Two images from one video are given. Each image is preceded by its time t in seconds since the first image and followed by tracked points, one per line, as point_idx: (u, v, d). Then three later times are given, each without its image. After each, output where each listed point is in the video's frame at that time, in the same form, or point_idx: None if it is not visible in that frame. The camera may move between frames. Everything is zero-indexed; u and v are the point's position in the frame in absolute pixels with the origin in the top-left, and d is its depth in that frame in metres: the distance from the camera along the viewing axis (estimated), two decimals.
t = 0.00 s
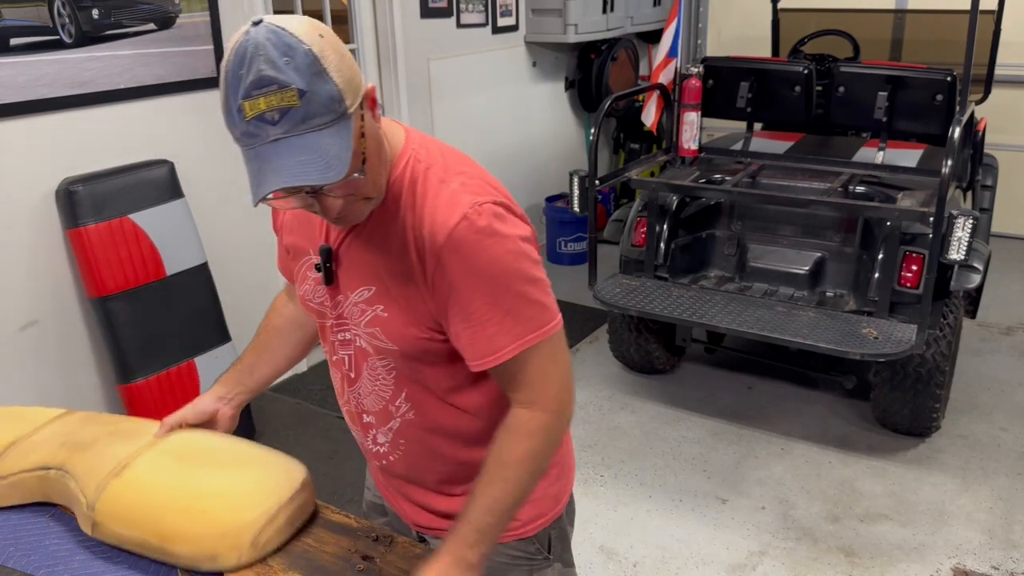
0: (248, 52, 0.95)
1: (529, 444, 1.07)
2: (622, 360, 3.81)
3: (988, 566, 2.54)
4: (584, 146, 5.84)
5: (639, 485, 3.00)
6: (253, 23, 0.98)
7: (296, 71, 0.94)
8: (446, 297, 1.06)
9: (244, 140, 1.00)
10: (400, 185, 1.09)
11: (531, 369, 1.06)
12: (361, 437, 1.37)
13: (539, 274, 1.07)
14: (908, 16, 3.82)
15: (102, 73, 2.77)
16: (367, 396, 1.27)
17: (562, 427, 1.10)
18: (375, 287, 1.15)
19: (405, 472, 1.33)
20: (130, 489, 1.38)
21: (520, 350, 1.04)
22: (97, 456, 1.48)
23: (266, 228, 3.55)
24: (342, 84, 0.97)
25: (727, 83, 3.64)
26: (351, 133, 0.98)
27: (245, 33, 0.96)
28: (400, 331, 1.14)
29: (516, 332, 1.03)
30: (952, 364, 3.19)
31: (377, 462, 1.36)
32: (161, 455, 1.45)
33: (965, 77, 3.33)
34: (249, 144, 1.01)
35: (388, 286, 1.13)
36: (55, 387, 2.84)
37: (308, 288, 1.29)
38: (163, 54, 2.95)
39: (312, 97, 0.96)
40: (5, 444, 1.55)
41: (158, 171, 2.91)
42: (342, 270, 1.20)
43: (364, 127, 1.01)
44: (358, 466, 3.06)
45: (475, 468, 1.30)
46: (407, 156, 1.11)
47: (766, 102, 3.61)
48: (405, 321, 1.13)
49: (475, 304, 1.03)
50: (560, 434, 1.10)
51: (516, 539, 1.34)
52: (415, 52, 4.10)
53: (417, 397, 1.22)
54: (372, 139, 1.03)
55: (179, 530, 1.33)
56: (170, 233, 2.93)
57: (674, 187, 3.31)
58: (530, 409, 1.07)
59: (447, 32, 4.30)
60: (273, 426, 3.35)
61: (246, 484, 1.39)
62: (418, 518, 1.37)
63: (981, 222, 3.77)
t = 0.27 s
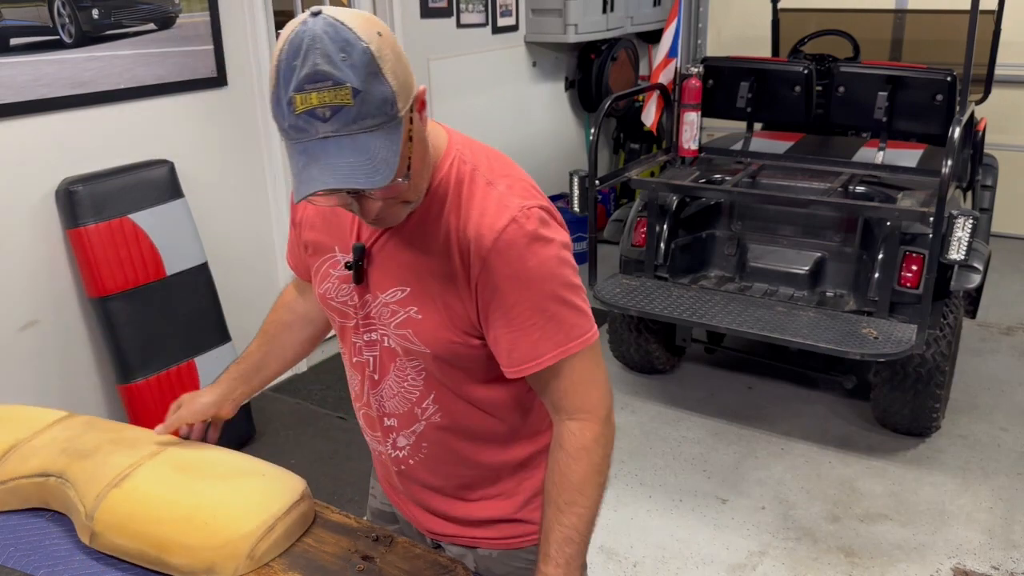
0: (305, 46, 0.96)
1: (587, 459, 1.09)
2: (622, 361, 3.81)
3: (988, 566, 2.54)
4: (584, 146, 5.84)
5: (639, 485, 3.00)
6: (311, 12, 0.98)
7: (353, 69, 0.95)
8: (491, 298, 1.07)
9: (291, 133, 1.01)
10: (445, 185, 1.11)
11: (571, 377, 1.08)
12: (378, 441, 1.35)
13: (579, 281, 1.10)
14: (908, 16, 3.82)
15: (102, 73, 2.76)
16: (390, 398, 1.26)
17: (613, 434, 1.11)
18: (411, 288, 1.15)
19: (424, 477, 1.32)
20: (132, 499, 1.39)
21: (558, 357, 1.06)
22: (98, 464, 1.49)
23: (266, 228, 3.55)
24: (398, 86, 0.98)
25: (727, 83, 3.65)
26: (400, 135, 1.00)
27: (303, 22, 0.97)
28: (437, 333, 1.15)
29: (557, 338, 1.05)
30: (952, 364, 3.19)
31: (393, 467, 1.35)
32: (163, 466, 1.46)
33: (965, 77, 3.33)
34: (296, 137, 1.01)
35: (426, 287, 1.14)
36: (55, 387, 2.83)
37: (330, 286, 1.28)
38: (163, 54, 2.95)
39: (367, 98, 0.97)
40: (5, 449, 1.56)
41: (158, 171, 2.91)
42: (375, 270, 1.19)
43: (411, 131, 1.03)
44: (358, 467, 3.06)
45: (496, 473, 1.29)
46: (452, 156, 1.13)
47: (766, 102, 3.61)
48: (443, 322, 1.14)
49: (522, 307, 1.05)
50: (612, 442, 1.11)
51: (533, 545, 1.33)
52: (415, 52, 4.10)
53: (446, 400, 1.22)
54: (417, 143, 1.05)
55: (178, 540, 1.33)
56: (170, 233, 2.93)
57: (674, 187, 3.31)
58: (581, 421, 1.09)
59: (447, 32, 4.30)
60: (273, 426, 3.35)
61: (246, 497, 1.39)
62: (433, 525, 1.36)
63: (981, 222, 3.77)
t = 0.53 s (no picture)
0: (346, 42, 0.96)
1: (603, 467, 1.09)
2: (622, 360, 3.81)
3: (988, 566, 2.54)
4: (584, 146, 5.84)
5: (639, 485, 3.00)
6: (353, 9, 0.99)
7: (389, 71, 0.95)
8: (516, 306, 1.06)
9: (324, 131, 1.01)
10: (474, 189, 1.11)
11: (589, 389, 1.08)
12: (388, 443, 1.34)
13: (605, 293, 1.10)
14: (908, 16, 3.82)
15: (102, 73, 2.77)
16: (403, 401, 1.25)
17: (630, 444, 1.11)
18: (431, 291, 1.14)
19: (433, 481, 1.31)
20: (131, 501, 1.39)
21: (580, 370, 1.05)
22: (99, 463, 1.49)
23: (267, 228, 3.55)
24: (432, 93, 0.98)
25: (727, 83, 3.65)
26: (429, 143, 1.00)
27: (345, 19, 0.97)
28: (456, 338, 1.13)
29: (581, 350, 1.05)
30: (952, 365, 3.19)
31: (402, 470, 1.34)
32: (162, 468, 1.46)
33: (965, 77, 3.33)
34: (329, 136, 1.01)
35: (446, 291, 1.13)
36: (55, 387, 2.84)
37: (347, 285, 1.26)
38: (163, 54, 2.95)
39: (401, 103, 0.97)
40: (5, 449, 1.56)
41: (158, 171, 2.91)
42: (394, 270, 1.18)
43: (441, 137, 1.03)
44: (358, 467, 3.06)
45: (505, 478, 1.29)
46: (481, 161, 1.13)
47: (766, 102, 3.61)
48: (463, 327, 1.12)
49: (547, 318, 1.04)
50: (627, 451, 1.12)
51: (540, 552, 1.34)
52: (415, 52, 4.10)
53: (462, 406, 1.21)
54: (446, 152, 1.05)
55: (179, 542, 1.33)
56: (170, 233, 2.93)
57: (674, 187, 3.31)
58: (601, 430, 1.09)
59: (447, 32, 4.30)
60: (273, 426, 3.35)
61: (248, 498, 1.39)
62: (439, 528, 1.36)
63: (981, 222, 3.77)
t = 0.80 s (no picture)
0: (365, 35, 1.00)
1: (572, 445, 1.12)
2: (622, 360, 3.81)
3: (988, 566, 2.54)
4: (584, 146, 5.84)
5: (639, 485, 3.00)
6: (382, 3, 1.02)
7: (394, 75, 0.98)
8: (546, 301, 1.08)
9: (326, 116, 1.05)
10: (502, 183, 1.13)
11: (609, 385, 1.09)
12: (404, 449, 1.35)
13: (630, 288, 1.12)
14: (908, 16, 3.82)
15: (102, 73, 2.77)
16: (424, 404, 1.25)
17: (614, 446, 1.13)
18: (458, 289, 1.16)
19: (452, 485, 1.32)
20: (131, 501, 1.39)
21: (606, 364, 1.07)
22: (99, 463, 1.49)
23: (266, 228, 3.55)
24: (436, 105, 0.99)
25: (727, 83, 3.64)
26: (426, 151, 1.01)
27: (372, 11, 1.01)
28: (482, 336, 1.15)
29: (608, 344, 1.07)
30: (952, 365, 3.19)
31: (419, 475, 1.34)
32: (162, 468, 1.46)
33: (965, 77, 3.32)
34: (328, 121, 1.05)
35: (473, 290, 1.14)
36: (55, 387, 2.84)
37: (368, 288, 1.28)
38: (163, 54, 2.95)
39: (400, 108, 0.99)
40: (5, 448, 1.57)
41: (158, 171, 2.91)
42: (419, 270, 1.20)
43: (443, 146, 1.04)
44: (358, 467, 3.06)
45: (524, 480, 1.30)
46: (508, 158, 1.15)
47: (766, 102, 3.61)
48: (489, 326, 1.14)
49: (574, 312, 1.06)
50: (608, 451, 1.14)
51: (555, 555, 1.35)
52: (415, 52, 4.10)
53: (484, 407, 1.22)
54: (447, 163, 1.06)
55: (179, 543, 1.33)
56: (170, 233, 2.93)
57: (674, 187, 3.31)
58: (591, 419, 1.11)
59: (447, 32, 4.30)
60: (273, 426, 3.34)
61: (246, 496, 1.40)
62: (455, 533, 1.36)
63: (981, 222, 3.77)
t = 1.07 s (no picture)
0: (389, 29, 1.00)
1: (569, 447, 1.13)
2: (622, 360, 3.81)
3: (988, 566, 2.54)
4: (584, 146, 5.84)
5: (639, 485, 3.00)
6: None
7: (416, 72, 0.98)
8: (565, 300, 1.08)
9: (346, 107, 1.05)
10: (522, 182, 1.13)
11: (625, 385, 1.10)
12: (415, 452, 1.34)
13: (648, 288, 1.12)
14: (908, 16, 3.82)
15: (102, 73, 2.76)
16: (439, 406, 1.25)
17: (614, 454, 1.13)
18: (476, 289, 1.16)
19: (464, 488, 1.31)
20: (132, 501, 1.39)
21: (625, 363, 1.08)
22: (99, 463, 1.49)
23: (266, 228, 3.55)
24: (457, 105, 1.00)
25: (727, 83, 3.64)
26: (442, 149, 1.01)
27: (400, 6, 1.01)
28: (500, 336, 1.15)
29: (628, 343, 1.07)
30: (952, 365, 3.19)
31: (429, 478, 1.34)
32: (163, 468, 1.46)
33: (965, 77, 3.32)
34: (347, 111, 1.05)
35: (491, 289, 1.14)
36: (55, 387, 2.83)
37: (382, 289, 1.27)
38: (163, 54, 2.95)
39: (419, 105, 0.99)
40: (5, 449, 1.56)
41: (158, 171, 2.91)
42: (437, 270, 1.20)
43: (462, 145, 1.04)
44: (358, 467, 3.06)
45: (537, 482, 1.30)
46: (527, 156, 1.15)
47: (766, 102, 3.61)
48: (507, 326, 1.14)
49: (594, 311, 1.07)
50: (611, 457, 1.14)
51: (564, 557, 1.35)
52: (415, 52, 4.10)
53: (500, 408, 1.22)
54: (464, 163, 1.05)
55: (180, 543, 1.33)
56: (170, 233, 2.93)
57: (674, 187, 3.30)
58: (592, 425, 1.11)
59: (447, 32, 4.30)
60: (273, 426, 3.34)
61: (247, 496, 1.40)
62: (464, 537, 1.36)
63: (981, 222, 3.77)
